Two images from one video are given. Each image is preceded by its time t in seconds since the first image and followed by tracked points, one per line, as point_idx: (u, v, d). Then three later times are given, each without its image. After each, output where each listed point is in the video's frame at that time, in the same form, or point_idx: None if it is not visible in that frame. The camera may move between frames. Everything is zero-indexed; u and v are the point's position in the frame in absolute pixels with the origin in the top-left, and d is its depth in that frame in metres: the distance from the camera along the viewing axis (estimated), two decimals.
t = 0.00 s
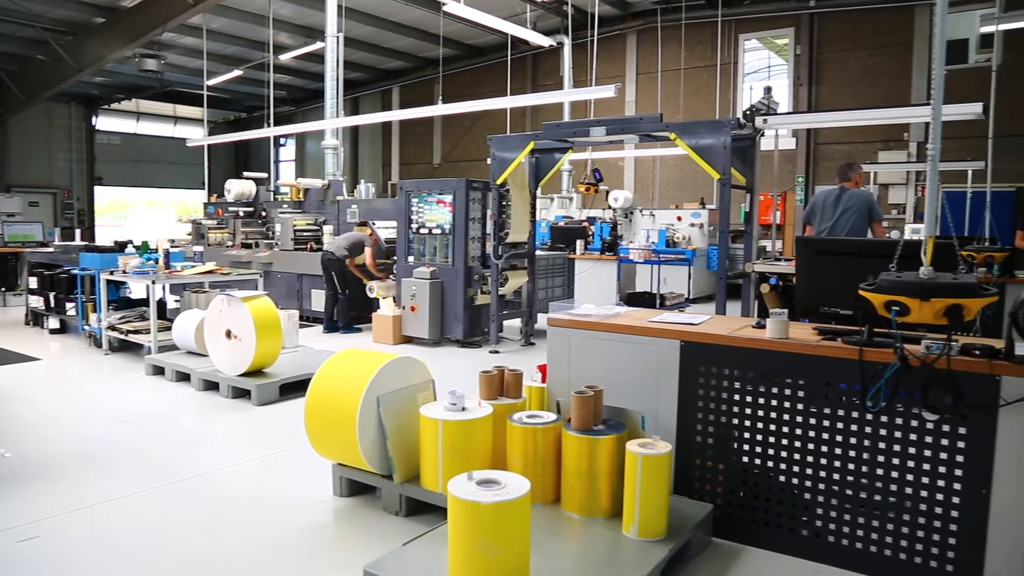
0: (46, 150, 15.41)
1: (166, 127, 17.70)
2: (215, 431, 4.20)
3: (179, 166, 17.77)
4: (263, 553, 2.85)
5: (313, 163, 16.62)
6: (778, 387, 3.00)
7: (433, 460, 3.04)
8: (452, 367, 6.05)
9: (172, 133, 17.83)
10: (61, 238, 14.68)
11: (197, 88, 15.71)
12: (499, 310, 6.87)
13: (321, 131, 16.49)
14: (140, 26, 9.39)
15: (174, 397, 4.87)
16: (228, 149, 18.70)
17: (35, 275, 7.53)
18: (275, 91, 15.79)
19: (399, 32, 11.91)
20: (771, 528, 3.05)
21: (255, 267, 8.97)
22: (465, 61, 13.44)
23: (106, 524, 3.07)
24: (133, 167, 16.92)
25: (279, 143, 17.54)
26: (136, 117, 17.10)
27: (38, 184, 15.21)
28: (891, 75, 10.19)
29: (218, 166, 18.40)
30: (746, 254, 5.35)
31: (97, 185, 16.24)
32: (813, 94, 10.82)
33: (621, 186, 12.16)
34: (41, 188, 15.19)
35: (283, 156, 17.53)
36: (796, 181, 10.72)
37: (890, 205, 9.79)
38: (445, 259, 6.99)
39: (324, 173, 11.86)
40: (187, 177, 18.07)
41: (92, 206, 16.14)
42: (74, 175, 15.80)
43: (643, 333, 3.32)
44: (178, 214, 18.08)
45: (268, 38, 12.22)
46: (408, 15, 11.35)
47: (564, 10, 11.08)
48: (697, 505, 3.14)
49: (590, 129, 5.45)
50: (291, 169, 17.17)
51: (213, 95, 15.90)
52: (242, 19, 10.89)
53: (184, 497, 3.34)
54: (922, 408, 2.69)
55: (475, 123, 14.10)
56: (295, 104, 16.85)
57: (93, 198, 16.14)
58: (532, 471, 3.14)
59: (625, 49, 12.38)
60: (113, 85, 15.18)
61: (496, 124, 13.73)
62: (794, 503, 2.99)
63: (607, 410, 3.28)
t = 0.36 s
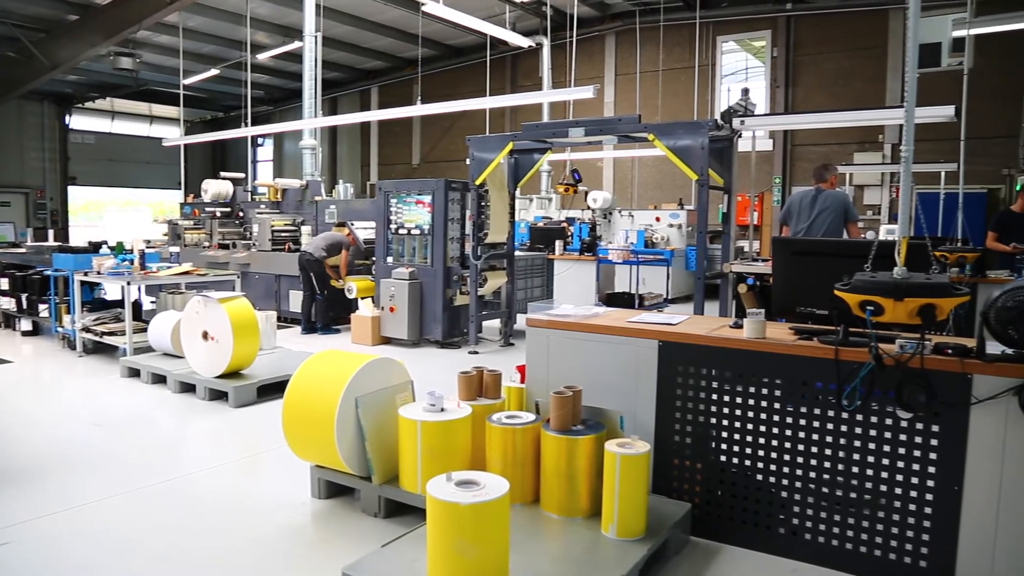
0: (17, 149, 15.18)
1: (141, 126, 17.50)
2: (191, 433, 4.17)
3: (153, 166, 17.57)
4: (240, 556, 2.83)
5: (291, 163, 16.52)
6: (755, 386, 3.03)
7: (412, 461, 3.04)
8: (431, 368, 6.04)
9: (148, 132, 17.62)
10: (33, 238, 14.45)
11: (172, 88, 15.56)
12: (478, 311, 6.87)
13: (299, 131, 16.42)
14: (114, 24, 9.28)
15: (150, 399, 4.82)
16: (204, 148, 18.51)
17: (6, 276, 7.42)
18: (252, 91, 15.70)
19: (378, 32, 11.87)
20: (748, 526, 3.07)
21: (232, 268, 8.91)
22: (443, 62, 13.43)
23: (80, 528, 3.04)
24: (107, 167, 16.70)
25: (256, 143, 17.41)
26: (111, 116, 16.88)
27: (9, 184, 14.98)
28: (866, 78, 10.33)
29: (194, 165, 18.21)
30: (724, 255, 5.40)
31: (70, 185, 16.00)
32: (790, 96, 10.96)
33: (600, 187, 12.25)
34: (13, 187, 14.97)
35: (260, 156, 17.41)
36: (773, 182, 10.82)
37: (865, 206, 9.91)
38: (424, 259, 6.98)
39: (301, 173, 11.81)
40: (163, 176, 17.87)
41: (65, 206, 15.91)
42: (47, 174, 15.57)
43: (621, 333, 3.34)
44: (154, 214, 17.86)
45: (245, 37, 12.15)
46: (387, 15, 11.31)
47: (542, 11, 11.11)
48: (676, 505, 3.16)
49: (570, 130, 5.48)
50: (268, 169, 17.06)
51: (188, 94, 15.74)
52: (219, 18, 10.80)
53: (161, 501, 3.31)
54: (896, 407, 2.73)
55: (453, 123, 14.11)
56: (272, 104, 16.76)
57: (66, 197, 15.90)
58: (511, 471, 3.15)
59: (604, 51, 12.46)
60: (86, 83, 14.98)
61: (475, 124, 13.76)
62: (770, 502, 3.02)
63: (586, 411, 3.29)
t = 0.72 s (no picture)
0: None
1: (119, 126, 17.35)
2: (171, 436, 4.13)
3: (133, 166, 17.50)
4: (219, 559, 2.82)
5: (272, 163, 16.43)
6: (735, 386, 3.05)
7: (393, 463, 3.04)
8: (413, 369, 6.03)
9: (126, 132, 17.47)
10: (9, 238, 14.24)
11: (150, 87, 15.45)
12: (459, 311, 6.87)
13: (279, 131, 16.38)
14: (91, 22, 9.18)
15: (128, 401, 4.78)
16: (183, 148, 18.36)
17: None
18: (231, 91, 15.65)
19: (359, 32, 11.82)
20: (729, 525, 3.09)
21: (212, 268, 8.85)
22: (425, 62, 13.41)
23: (56, 532, 3.00)
24: (85, 167, 16.52)
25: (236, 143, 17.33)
26: (88, 116, 16.72)
27: None
28: (844, 80, 10.45)
29: (173, 165, 18.05)
30: (704, 256, 5.43)
31: (46, 185, 15.79)
32: (770, 97, 11.06)
33: (582, 188, 12.30)
34: None
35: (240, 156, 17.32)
36: (753, 183, 10.92)
37: (844, 207, 10.01)
38: (405, 260, 6.97)
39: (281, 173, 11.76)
40: (141, 177, 17.70)
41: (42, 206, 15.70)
42: (23, 174, 15.36)
43: (602, 333, 3.35)
44: (133, 215, 17.69)
45: (225, 36, 12.06)
46: (369, 15, 11.28)
47: (523, 12, 11.14)
48: (657, 504, 3.17)
49: (551, 131, 5.50)
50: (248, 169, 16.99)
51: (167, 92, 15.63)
52: (199, 16, 10.72)
53: (139, 504, 3.28)
54: (874, 405, 2.76)
55: (435, 124, 14.11)
56: (252, 104, 16.68)
57: (42, 198, 15.69)
58: (493, 472, 3.15)
59: (585, 52, 12.50)
60: (63, 81, 14.81)
61: (456, 125, 13.77)
62: (751, 500, 3.04)
63: (567, 410, 3.30)
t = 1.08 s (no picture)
0: None
1: (99, 126, 17.26)
2: (152, 438, 4.10)
3: (113, 166, 17.37)
4: (200, 562, 2.80)
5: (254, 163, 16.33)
6: (718, 386, 3.07)
7: (376, 464, 3.03)
8: (396, 370, 6.02)
9: (106, 132, 17.39)
10: None
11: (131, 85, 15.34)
12: (443, 312, 6.86)
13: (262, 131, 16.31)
14: (68, 21, 9.07)
15: (108, 404, 4.74)
16: (164, 149, 18.23)
17: None
18: (212, 91, 15.60)
19: (341, 31, 11.76)
20: (712, 524, 3.11)
21: (193, 269, 8.78)
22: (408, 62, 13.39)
23: (35, 536, 2.97)
24: (64, 167, 16.35)
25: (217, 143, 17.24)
26: (67, 115, 16.59)
27: None
28: (825, 82, 10.54)
29: (154, 165, 17.90)
30: (687, 256, 5.47)
31: (25, 185, 15.60)
32: (752, 98, 11.13)
33: (565, 188, 12.34)
34: None
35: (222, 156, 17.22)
36: (735, 184, 10.99)
37: (826, 207, 10.09)
38: (388, 261, 6.95)
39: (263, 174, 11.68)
40: (122, 177, 17.55)
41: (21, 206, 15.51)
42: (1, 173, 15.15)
43: (585, 333, 3.36)
44: (113, 215, 17.53)
45: (206, 35, 11.99)
46: (352, 15, 11.24)
47: (507, 12, 11.14)
48: (641, 504, 3.19)
49: (533, 132, 5.51)
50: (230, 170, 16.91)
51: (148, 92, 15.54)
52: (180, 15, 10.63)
53: (120, 507, 3.25)
54: (855, 404, 2.79)
55: (418, 124, 14.10)
56: (234, 103, 16.59)
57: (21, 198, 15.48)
58: (476, 472, 3.16)
59: (569, 52, 12.53)
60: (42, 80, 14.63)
61: (438, 125, 13.76)
62: (734, 499, 3.07)
63: (550, 411, 3.32)
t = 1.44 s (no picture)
0: None
1: (81, 126, 17.20)
2: (135, 441, 4.07)
3: (95, 166, 17.22)
4: (184, 566, 2.78)
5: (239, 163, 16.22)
6: (703, 385, 3.09)
7: (362, 465, 3.02)
8: (381, 371, 6.01)
9: (88, 132, 17.32)
10: None
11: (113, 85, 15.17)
12: (429, 313, 6.85)
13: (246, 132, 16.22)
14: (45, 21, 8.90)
15: (90, 407, 4.70)
16: (147, 149, 18.11)
17: None
18: (196, 90, 15.48)
19: (324, 31, 11.69)
20: (697, 523, 3.13)
21: (177, 271, 8.72)
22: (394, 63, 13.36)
23: (15, 541, 2.94)
24: (46, 167, 16.19)
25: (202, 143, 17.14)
26: (48, 115, 16.48)
27: None
28: (809, 83, 10.62)
29: (137, 165, 17.77)
30: (672, 256, 5.49)
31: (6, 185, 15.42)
32: (736, 99, 11.20)
33: (550, 189, 12.36)
34: None
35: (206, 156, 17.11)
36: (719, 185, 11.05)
37: (809, 207, 10.18)
38: (374, 262, 6.94)
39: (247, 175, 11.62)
40: (105, 177, 17.41)
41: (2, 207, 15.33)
42: None
43: (571, 334, 3.37)
44: (95, 216, 17.37)
45: (190, 35, 11.90)
46: (337, 15, 11.19)
47: (492, 13, 11.14)
48: (627, 504, 3.20)
49: (518, 133, 5.52)
50: (215, 170, 16.81)
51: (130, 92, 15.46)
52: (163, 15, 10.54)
53: (102, 511, 3.23)
54: (838, 403, 2.81)
55: (403, 125, 14.08)
56: (218, 104, 16.51)
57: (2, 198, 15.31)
58: (462, 473, 3.16)
59: (554, 53, 12.54)
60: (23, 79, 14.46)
61: (423, 126, 13.74)
62: (719, 498, 3.08)
63: (536, 411, 3.33)
